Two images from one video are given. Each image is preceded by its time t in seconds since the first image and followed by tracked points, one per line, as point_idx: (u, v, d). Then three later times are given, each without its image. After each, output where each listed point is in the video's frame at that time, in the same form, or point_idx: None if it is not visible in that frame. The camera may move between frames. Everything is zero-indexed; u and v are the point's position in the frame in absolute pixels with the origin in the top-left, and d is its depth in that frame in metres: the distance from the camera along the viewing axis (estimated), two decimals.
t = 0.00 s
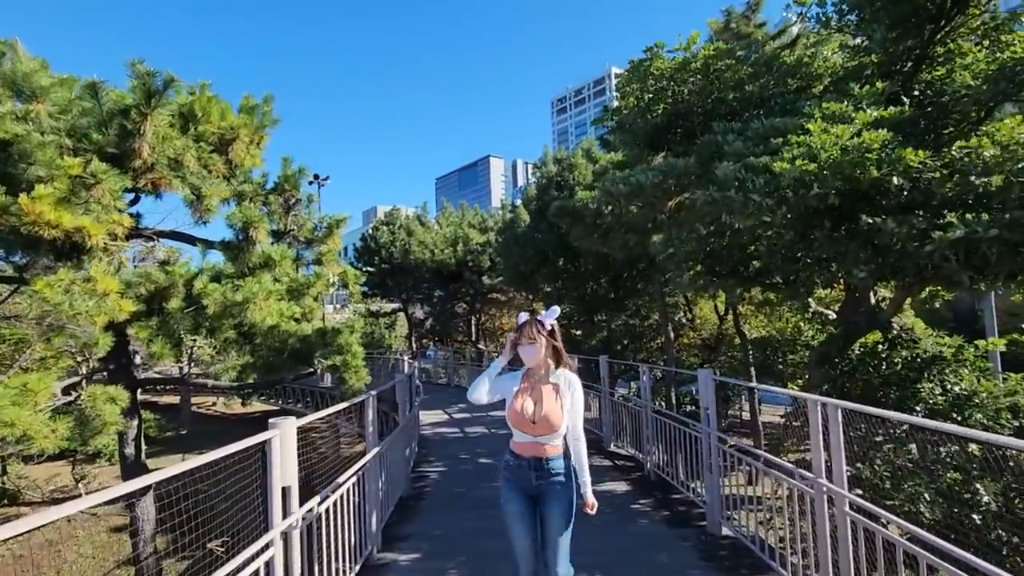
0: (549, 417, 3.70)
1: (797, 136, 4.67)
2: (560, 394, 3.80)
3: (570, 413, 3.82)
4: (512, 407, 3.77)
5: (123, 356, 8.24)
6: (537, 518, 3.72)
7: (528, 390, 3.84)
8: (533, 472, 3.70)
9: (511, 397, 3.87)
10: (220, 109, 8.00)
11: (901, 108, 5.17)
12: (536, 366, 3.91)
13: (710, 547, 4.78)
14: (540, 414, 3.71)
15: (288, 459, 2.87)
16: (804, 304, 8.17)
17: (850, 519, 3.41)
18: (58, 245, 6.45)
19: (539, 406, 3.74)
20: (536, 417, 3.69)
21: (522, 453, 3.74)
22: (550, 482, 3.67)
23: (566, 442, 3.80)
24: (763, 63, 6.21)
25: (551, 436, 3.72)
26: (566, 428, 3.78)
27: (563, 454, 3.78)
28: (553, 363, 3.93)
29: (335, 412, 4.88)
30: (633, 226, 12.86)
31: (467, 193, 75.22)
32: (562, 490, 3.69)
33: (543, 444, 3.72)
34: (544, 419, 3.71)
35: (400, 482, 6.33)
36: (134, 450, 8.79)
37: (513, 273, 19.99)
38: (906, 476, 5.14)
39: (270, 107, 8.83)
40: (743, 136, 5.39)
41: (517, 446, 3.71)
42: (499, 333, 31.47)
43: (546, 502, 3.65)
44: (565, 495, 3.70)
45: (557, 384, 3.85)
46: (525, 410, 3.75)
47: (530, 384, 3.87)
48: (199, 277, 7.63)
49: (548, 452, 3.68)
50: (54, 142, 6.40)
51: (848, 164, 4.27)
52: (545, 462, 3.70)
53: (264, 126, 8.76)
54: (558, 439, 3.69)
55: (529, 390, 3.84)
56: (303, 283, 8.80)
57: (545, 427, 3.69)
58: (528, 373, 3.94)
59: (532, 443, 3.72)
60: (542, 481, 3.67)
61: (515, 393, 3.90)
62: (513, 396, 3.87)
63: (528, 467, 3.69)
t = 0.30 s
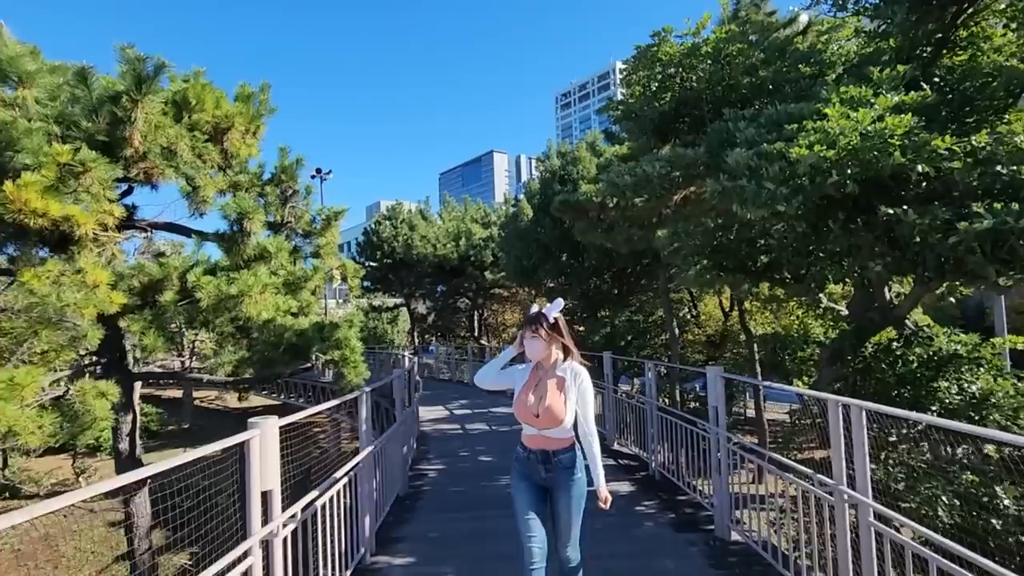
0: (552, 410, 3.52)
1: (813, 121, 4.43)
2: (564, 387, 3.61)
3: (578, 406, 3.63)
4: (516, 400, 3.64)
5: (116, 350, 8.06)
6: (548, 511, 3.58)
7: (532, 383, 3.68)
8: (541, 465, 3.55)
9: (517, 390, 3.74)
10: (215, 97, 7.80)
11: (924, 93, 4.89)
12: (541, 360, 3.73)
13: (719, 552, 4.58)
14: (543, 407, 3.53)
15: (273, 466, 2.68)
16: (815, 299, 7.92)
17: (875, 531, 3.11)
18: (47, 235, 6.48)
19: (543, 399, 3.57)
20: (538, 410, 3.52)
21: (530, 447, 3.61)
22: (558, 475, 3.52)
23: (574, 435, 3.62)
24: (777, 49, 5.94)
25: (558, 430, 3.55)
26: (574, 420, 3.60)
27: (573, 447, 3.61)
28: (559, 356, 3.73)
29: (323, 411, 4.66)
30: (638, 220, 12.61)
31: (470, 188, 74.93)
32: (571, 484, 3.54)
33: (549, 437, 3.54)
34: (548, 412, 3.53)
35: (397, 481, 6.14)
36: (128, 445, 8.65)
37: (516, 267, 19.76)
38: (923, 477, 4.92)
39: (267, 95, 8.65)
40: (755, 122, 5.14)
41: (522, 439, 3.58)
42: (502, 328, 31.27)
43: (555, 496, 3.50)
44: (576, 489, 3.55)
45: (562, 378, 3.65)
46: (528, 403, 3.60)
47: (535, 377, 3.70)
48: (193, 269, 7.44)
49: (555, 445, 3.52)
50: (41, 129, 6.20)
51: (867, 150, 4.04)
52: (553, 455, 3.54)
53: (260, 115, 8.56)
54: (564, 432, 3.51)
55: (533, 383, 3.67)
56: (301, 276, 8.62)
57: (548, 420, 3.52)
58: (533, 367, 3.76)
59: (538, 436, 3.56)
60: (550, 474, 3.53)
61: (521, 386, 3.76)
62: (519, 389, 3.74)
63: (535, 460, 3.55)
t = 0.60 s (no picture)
0: (553, 403, 3.34)
1: (833, 107, 4.20)
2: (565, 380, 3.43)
3: (578, 398, 3.47)
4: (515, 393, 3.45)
5: (111, 342, 7.91)
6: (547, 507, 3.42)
7: (532, 376, 3.49)
8: (540, 459, 3.39)
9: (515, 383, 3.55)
10: (212, 84, 7.62)
11: (950, 79, 4.64)
12: (541, 352, 3.52)
13: (728, 559, 4.37)
14: (543, 399, 3.35)
15: (257, 467, 2.51)
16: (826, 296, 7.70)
17: (901, 544, 2.88)
18: (37, 224, 6.32)
19: (543, 391, 3.40)
20: (539, 403, 3.34)
21: (528, 440, 3.44)
22: (558, 469, 3.35)
23: (574, 428, 3.46)
24: (792, 34, 5.69)
25: (558, 423, 3.38)
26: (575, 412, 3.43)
27: (574, 440, 3.45)
28: (559, 349, 3.55)
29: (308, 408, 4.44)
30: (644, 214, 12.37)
31: (475, 182, 74.64)
32: (572, 478, 3.37)
33: (549, 430, 3.38)
34: (548, 404, 3.36)
35: (394, 479, 5.98)
36: (125, 439, 8.51)
37: (520, 262, 19.55)
38: (940, 482, 4.70)
39: (266, 83, 8.46)
40: (770, 109, 4.90)
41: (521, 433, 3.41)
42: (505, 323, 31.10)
43: (556, 491, 3.34)
44: (577, 483, 3.38)
45: (562, 370, 3.47)
46: (528, 395, 3.42)
47: (534, 369, 3.51)
48: (190, 261, 7.28)
49: (556, 439, 3.34)
50: (30, 115, 6.03)
51: (891, 137, 3.81)
52: (553, 449, 3.37)
53: (259, 104, 8.37)
54: (565, 425, 3.34)
55: (533, 375, 3.49)
56: (300, 269, 8.47)
57: (549, 413, 3.35)
58: (532, 358, 3.56)
59: (538, 429, 3.39)
60: (551, 468, 3.35)
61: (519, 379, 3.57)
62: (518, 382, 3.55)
63: (535, 453, 3.39)
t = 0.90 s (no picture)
0: (553, 401, 3.37)
1: (854, 90, 3.98)
2: (563, 378, 3.48)
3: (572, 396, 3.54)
4: (511, 390, 3.42)
5: (105, 336, 7.74)
6: (543, 503, 3.42)
7: (527, 373, 3.51)
8: (537, 455, 3.39)
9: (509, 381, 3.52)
10: (208, 72, 7.43)
11: (978, 60, 4.38)
12: (537, 351, 3.59)
13: (739, 565, 4.16)
14: (543, 397, 3.38)
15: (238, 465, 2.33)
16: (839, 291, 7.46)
17: (935, 555, 2.66)
18: (26, 214, 6.14)
19: (543, 391, 3.42)
20: (540, 402, 3.35)
21: (522, 438, 3.43)
22: (555, 465, 3.36)
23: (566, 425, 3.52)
24: (809, 16, 5.43)
25: (554, 421, 3.42)
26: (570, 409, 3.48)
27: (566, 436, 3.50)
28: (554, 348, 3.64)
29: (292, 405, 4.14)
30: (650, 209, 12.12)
31: (478, 179, 74.38)
32: (568, 475, 3.39)
33: (544, 427, 3.40)
34: (549, 404, 3.37)
35: (391, 477, 5.80)
36: (120, 434, 8.34)
37: (523, 258, 19.34)
38: (958, 485, 4.48)
39: (263, 71, 8.26)
40: (786, 94, 4.67)
41: (517, 432, 3.37)
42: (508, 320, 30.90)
43: (554, 488, 3.34)
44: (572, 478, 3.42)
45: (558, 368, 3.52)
46: (526, 393, 3.43)
47: (529, 366, 3.53)
48: (184, 252, 7.10)
49: (554, 436, 3.36)
50: (18, 101, 5.84)
51: (918, 119, 3.60)
52: (549, 445, 3.39)
53: (256, 93, 8.17)
54: (563, 422, 3.38)
55: (529, 373, 3.50)
56: (298, 262, 8.29)
57: (549, 411, 3.37)
58: (526, 356, 3.59)
59: (535, 428, 3.40)
60: (547, 464, 3.37)
61: (512, 377, 3.54)
62: (511, 380, 3.54)
63: (532, 451, 3.39)
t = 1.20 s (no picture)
0: (555, 403, 3.32)
1: (876, 79, 3.74)
2: (564, 379, 3.42)
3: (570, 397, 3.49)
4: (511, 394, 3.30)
5: (97, 337, 7.55)
6: (543, 508, 3.36)
7: (525, 376, 3.41)
8: (539, 460, 3.31)
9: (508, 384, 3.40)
10: (203, 67, 7.27)
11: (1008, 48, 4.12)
12: (535, 353, 3.48)
13: None
14: (546, 400, 3.31)
15: (211, 478, 2.13)
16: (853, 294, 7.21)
17: None
18: (12, 212, 5.95)
19: (545, 392, 3.34)
20: (543, 404, 3.28)
21: (522, 442, 3.35)
22: (558, 469, 3.32)
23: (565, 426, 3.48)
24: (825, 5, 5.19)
25: (555, 422, 3.36)
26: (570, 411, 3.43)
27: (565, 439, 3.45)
28: (551, 350, 3.56)
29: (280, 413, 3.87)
30: (655, 209, 11.89)
31: (481, 180, 74.31)
32: (569, 478, 3.36)
33: (545, 429, 3.34)
34: (550, 404, 3.31)
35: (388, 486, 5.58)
36: (113, 438, 8.15)
37: (526, 259, 19.14)
38: (986, 499, 4.24)
39: (260, 68, 8.06)
40: (803, 85, 4.43)
41: (519, 436, 3.29)
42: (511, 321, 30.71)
43: (556, 492, 3.30)
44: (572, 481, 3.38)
45: (557, 370, 3.45)
46: (527, 396, 3.33)
47: (527, 368, 3.43)
48: (177, 252, 6.90)
49: (556, 439, 3.31)
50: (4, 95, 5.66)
51: (946, 109, 3.37)
52: (550, 449, 3.34)
53: (252, 89, 7.98)
54: (563, 423, 3.35)
55: (529, 375, 3.41)
56: (295, 262, 8.12)
57: (552, 414, 3.31)
58: (523, 358, 3.47)
59: (535, 430, 3.33)
60: (549, 469, 3.31)
61: (511, 379, 3.42)
62: (510, 383, 3.42)
63: (534, 455, 3.31)
